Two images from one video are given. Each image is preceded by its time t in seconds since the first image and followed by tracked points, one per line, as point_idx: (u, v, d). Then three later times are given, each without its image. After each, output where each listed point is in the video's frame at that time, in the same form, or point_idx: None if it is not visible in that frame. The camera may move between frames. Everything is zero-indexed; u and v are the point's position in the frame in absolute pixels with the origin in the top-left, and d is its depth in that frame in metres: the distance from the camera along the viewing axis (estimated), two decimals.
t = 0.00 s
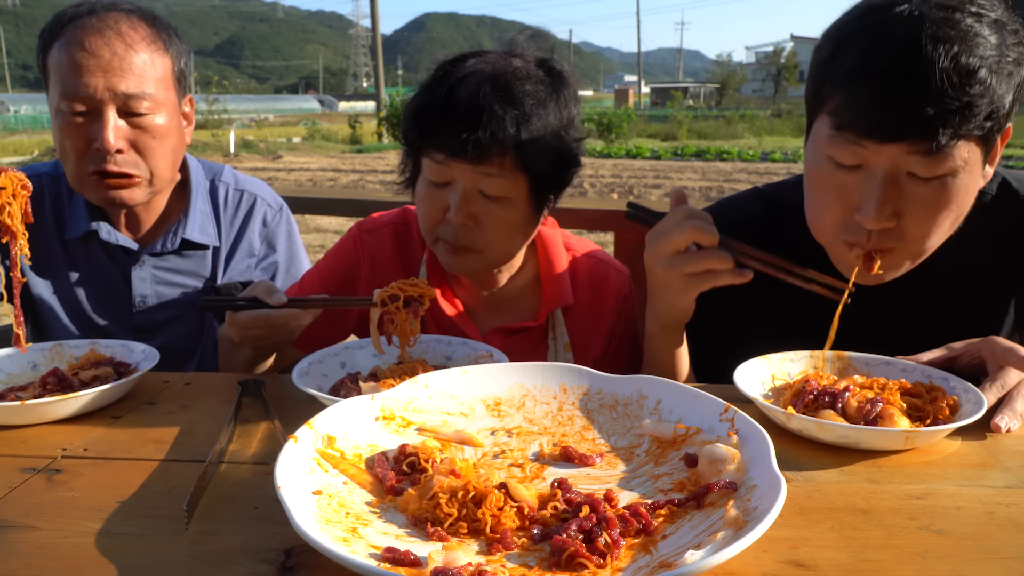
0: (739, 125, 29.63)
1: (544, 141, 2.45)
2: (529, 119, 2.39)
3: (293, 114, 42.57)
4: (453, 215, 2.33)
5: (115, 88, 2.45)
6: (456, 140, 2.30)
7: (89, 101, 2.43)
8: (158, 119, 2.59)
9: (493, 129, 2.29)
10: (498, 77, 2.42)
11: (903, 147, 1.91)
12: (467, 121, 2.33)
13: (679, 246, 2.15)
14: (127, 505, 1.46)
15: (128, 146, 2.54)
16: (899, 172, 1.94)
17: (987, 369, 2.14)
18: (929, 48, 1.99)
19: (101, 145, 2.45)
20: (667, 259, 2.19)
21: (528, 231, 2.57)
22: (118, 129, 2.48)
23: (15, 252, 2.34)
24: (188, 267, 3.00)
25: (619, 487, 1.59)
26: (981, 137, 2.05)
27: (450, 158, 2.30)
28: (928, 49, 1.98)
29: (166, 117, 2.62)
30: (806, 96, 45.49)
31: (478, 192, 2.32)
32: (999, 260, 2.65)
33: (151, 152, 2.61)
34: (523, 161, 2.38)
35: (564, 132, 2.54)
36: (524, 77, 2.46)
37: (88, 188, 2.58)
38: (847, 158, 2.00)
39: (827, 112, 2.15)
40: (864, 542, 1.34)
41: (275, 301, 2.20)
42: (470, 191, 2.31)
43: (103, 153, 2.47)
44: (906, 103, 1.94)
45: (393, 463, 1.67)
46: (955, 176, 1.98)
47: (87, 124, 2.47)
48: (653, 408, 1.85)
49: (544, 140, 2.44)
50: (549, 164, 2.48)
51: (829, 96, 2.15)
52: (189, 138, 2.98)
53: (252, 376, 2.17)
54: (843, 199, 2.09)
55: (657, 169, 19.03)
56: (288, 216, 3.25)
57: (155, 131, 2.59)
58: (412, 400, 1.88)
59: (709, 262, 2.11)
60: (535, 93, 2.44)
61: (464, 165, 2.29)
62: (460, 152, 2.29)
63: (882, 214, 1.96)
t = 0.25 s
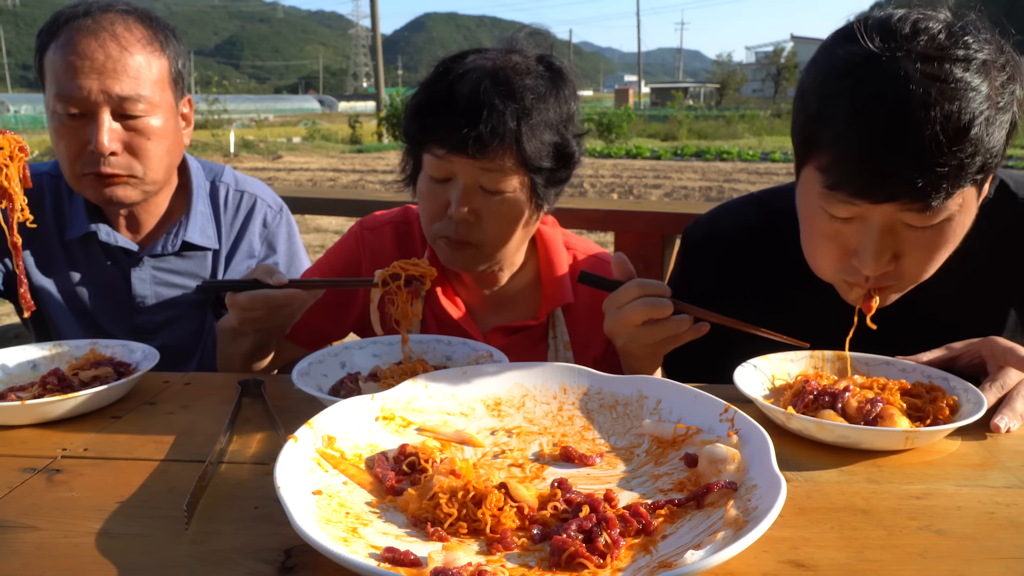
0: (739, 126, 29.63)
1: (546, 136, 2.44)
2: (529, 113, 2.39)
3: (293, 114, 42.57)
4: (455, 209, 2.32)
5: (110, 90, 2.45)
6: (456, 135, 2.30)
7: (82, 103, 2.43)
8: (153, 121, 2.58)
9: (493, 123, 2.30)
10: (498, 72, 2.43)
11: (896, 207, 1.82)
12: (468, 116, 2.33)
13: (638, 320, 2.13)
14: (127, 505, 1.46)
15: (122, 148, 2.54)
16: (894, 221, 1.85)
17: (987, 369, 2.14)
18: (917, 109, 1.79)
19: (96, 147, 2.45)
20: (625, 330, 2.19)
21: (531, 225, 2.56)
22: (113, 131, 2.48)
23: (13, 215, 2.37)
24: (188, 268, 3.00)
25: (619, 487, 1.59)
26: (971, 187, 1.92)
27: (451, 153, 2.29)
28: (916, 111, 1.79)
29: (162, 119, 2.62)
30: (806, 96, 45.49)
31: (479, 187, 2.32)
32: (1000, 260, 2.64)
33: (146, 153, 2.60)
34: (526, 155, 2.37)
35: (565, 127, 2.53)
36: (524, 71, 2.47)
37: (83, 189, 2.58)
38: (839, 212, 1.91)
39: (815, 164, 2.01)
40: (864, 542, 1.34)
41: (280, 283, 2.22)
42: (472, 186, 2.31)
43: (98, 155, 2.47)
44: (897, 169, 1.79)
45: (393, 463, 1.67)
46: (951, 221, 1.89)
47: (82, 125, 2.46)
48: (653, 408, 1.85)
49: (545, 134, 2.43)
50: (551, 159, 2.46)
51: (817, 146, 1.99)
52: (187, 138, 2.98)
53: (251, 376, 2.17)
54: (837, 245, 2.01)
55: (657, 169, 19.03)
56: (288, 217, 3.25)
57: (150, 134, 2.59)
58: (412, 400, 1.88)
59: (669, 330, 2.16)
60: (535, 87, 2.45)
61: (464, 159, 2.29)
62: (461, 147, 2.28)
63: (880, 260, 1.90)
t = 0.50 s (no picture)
0: (739, 126, 29.62)
1: (546, 134, 2.44)
2: (529, 112, 2.39)
3: (293, 114, 42.56)
4: (456, 209, 2.31)
5: (111, 92, 2.44)
6: (456, 135, 2.31)
7: (84, 105, 2.43)
8: (155, 124, 2.58)
9: (493, 122, 2.30)
10: (497, 71, 2.43)
11: (894, 235, 1.83)
12: (468, 115, 2.34)
13: (630, 335, 2.13)
14: (127, 505, 1.46)
15: (124, 150, 2.54)
16: (892, 248, 1.88)
17: (988, 369, 2.14)
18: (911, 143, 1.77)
19: (97, 149, 2.45)
20: (618, 344, 2.20)
21: (532, 225, 2.56)
22: (114, 133, 2.48)
23: (27, 247, 2.33)
24: (188, 269, 3.00)
25: (619, 487, 1.59)
26: (968, 211, 1.93)
27: (450, 152, 2.30)
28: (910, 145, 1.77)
29: (163, 122, 2.62)
30: (806, 96, 45.49)
31: (478, 186, 2.32)
32: (1001, 260, 2.64)
33: (147, 155, 2.60)
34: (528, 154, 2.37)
35: (564, 125, 2.54)
36: (523, 70, 2.47)
37: (86, 191, 2.58)
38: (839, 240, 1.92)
39: (810, 193, 1.99)
40: (864, 542, 1.34)
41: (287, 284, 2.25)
42: (472, 185, 2.32)
43: (99, 157, 2.47)
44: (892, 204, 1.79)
45: (393, 463, 1.67)
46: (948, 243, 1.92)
47: (84, 128, 2.46)
48: (653, 408, 1.85)
49: (545, 133, 2.43)
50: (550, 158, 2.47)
51: (812, 175, 1.98)
52: (189, 141, 2.98)
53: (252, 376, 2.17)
54: (836, 268, 2.02)
55: (657, 169, 19.03)
56: (289, 219, 3.25)
57: (152, 136, 2.59)
58: (412, 400, 1.88)
59: (664, 342, 2.17)
60: (534, 86, 2.44)
61: (464, 159, 2.30)
62: (460, 147, 2.29)
63: (881, 282, 1.93)
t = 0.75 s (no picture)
0: (739, 126, 29.61)
1: (547, 139, 2.44)
2: (530, 117, 2.38)
3: (293, 114, 42.55)
4: (456, 213, 2.32)
5: (114, 91, 2.45)
6: (456, 139, 2.31)
7: (87, 104, 2.43)
8: (158, 122, 2.58)
9: (493, 127, 2.29)
10: (498, 76, 2.42)
11: (886, 257, 1.86)
12: (469, 120, 2.33)
13: (620, 339, 2.13)
14: (127, 505, 1.46)
15: (127, 149, 2.54)
16: (884, 266, 1.91)
17: (988, 370, 2.14)
18: (906, 170, 1.76)
19: (100, 148, 2.45)
20: (607, 347, 2.19)
21: (532, 228, 2.57)
22: (117, 132, 2.48)
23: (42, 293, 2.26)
24: (188, 270, 3.00)
25: (619, 487, 1.59)
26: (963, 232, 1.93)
27: (451, 157, 2.31)
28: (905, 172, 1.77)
29: (166, 121, 2.62)
30: (806, 96, 45.48)
31: (479, 191, 2.32)
32: (1001, 260, 2.64)
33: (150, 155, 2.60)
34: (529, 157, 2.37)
35: (566, 129, 2.54)
36: (524, 75, 2.45)
37: (88, 190, 2.58)
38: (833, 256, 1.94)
39: (804, 212, 2.00)
40: (864, 542, 1.34)
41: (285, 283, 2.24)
42: (472, 190, 2.32)
43: (102, 156, 2.47)
44: (885, 229, 1.80)
45: (393, 463, 1.67)
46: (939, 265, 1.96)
47: (87, 127, 2.46)
48: (653, 408, 1.85)
49: (546, 137, 2.43)
50: (551, 162, 2.47)
51: (807, 195, 1.98)
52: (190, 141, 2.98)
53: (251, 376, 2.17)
54: (827, 284, 2.04)
55: (656, 169, 19.03)
56: (289, 220, 3.25)
57: (155, 135, 2.58)
58: (412, 400, 1.88)
59: (654, 346, 2.17)
60: (535, 91, 2.43)
61: (464, 163, 2.30)
62: (461, 151, 2.29)
63: (872, 296, 1.98)
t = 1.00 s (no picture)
0: (739, 126, 29.61)
1: (549, 143, 2.44)
2: (533, 119, 2.38)
3: (293, 114, 42.56)
4: (457, 217, 2.31)
5: (117, 89, 2.45)
6: (461, 143, 2.31)
7: (90, 103, 2.43)
8: (159, 122, 2.58)
9: (496, 131, 2.30)
10: (501, 79, 2.43)
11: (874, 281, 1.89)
12: (473, 125, 2.34)
13: (619, 339, 2.13)
14: (127, 505, 1.46)
15: (129, 148, 2.53)
16: (874, 285, 1.93)
17: (988, 370, 2.14)
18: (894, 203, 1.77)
19: (102, 147, 2.44)
20: (605, 348, 2.19)
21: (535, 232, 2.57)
22: (120, 131, 2.48)
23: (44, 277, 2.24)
24: (188, 270, 3.00)
25: (619, 487, 1.59)
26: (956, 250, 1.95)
27: (453, 161, 2.31)
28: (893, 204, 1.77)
29: (168, 120, 2.61)
30: (806, 96, 45.49)
31: (481, 195, 2.32)
32: (1001, 261, 2.64)
33: (151, 154, 2.60)
34: (532, 161, 2.37)
35: (568, 132, 2.53)
36: (527, 79, 2.46)
37: (88, 189, 2.56)
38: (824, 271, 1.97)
39: (797, 233, 2.02)
40: (864, 542, 1.34)
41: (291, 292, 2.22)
42: (474, 194, 2.31)
43: (104, 155, 2.46)
44: (872, 258, 1.83)
45: (393, 463, 1.67)
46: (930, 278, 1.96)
47: (89, 125, 2.46)
48: (653, 408, 1.85)
49: (548, 143, 2.43)
50: (553, 167, 2.47)
51: (799, 218, 2.00)
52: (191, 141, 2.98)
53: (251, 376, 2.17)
54: (822, 292, 2.06)
55: (656, 169, 19.03)
56: (290, 220, 3.25)
57: (156, 134, 2.58)
58: (412, 400, 1.88)
59: (653, 346, 2.16)
60: (538, 94, 2.43)
61: (467, 167, 2.30)
62: (463, 155, 2.30)
63: (863, 306, 2.00)
